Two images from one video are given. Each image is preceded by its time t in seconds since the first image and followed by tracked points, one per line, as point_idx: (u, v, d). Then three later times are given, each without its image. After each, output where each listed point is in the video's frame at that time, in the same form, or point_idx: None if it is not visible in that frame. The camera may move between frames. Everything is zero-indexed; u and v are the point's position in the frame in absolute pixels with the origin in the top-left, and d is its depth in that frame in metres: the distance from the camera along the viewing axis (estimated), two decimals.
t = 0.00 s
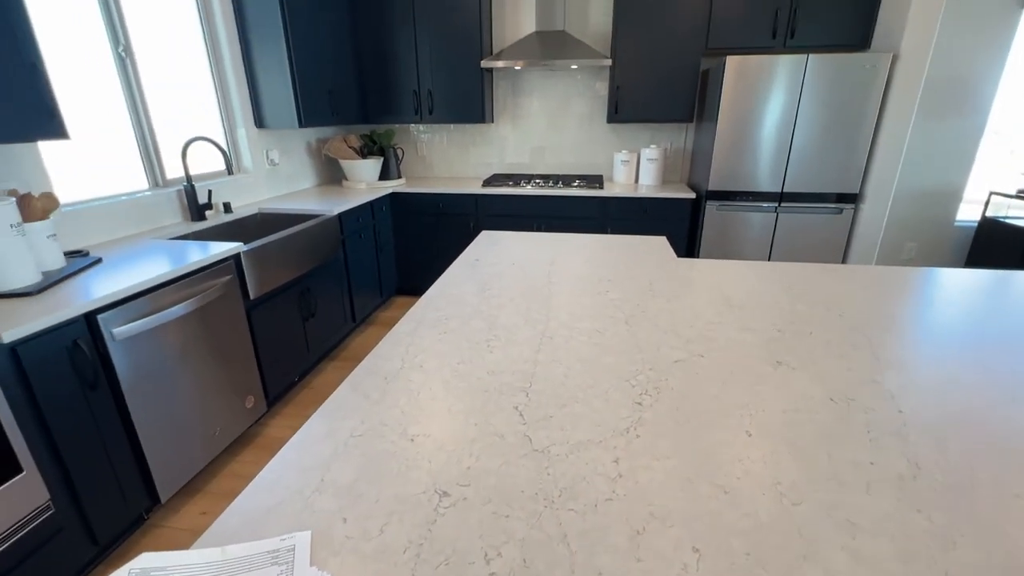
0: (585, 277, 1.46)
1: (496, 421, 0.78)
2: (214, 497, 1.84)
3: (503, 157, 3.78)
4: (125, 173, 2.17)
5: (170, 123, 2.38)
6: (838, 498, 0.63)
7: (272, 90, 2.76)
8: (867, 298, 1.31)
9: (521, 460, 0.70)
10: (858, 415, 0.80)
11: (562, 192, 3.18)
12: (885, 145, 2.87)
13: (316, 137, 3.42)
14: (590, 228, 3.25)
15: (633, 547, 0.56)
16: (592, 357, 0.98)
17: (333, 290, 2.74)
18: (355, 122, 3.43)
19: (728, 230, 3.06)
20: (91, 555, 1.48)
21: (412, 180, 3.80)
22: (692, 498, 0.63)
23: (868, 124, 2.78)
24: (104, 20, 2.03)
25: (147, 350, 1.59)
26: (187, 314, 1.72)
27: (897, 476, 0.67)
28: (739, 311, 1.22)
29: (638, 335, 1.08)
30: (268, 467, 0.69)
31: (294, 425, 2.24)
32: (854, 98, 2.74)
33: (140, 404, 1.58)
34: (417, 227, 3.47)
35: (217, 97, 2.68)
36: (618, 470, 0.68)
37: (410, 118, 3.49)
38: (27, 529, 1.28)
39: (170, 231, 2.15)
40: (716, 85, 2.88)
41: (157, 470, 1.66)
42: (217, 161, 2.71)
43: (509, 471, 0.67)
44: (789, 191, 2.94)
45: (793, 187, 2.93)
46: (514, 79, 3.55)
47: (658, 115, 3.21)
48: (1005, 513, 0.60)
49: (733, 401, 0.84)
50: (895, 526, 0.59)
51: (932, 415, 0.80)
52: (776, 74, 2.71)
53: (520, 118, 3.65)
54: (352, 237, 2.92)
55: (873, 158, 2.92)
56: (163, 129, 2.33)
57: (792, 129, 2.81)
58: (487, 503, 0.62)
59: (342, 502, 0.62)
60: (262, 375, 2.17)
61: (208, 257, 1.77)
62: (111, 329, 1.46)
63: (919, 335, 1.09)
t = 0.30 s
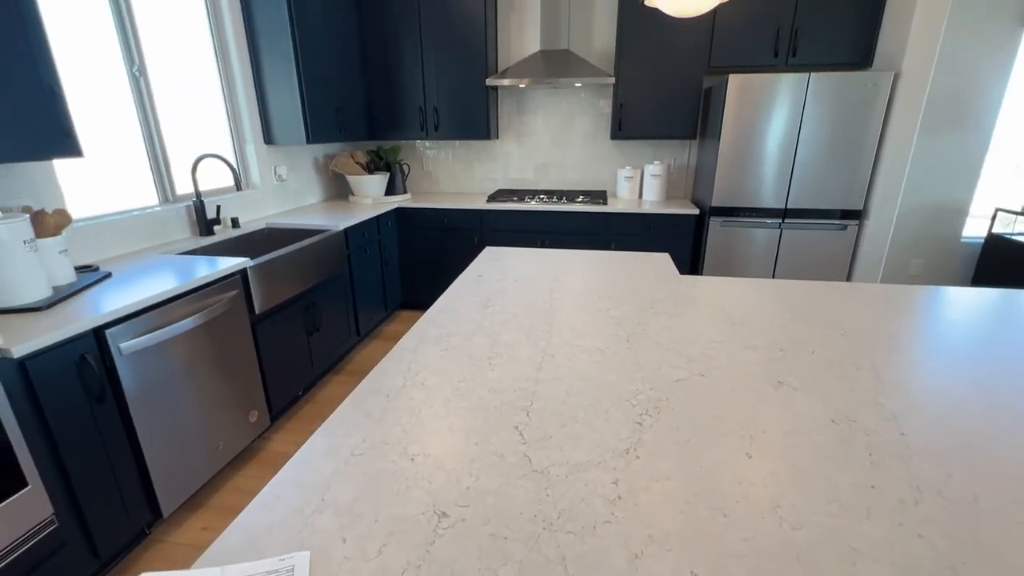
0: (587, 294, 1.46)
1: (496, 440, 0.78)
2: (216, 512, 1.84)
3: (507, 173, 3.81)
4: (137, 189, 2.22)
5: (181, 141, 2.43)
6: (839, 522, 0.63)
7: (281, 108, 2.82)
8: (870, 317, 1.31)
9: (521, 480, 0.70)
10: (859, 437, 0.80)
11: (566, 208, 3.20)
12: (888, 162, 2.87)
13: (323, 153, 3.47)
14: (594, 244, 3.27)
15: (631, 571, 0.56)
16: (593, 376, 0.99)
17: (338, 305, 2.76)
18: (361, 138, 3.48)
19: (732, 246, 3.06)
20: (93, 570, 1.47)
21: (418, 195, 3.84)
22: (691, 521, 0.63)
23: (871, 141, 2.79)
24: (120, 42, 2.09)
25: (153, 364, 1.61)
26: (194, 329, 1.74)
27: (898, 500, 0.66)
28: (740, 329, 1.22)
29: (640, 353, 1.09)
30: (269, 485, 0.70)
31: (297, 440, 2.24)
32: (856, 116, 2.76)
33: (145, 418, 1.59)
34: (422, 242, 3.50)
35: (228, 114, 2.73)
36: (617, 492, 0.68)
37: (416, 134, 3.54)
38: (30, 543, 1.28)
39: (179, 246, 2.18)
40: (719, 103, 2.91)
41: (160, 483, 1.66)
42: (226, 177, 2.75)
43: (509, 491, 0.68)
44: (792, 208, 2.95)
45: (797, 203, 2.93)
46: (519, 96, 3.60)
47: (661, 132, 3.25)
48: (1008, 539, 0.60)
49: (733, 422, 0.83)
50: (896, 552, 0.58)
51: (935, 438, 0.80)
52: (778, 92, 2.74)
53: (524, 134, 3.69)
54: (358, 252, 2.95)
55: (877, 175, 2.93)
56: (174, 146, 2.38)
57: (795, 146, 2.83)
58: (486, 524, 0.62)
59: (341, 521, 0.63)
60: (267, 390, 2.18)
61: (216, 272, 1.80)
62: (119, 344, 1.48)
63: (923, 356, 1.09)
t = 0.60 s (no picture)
0: (592, 306, 1.47)
1: (500, 452, 0.79)
2: (219, 523, 1.84)
3: (513, 186, 3.85)
4: (148, 201, 2.26)
5: (192, 154, 2.47)
6: (844, 536, 0.62)
7: (291, 122, 2.87)
8: (876, 330, 1.31)
9: (525, 492, 0.70)
10: (865, 451, 0.79)
11: (571, 221, 3.22)
12: (893, 176, 2.87)
13: (331, 166, 3.52)
14: (599, 256, 3.28)
15: None
16: (597, 388, 0.99)
17: (344, 316, 2.77)
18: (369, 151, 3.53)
19: (737, 259, 3.06)
20: None
21: (424, 207, 3.87)
22: (695, 534, 0.62)
23: (876, 155, 2.79)
24: (135, 58, 2.15)
25: (160, 373, 1.62)
26: (201, 339, 1.75)
27: (904, 514, 0.66)
28: (745, 342, 1.22)
29: (644, 365, 1.09)
30: (275, 494, 0.70)
31: (301, 451, 2.24)
32: (860, 130, 2.77)
33: (152, 428, 1.60)
34: (428, 254, 3.52)
35: (239, 128, 2.79)
36: (620, 504, 0.68)
37: (423, 147, 3.58)
38: (35, 552, 1.28)
39: (189, 257, 2.21)
40: (723, 117, 2.93)
41: (165, 493, 1.67)
42: (236, 190, 2.80)
43: (512, 502, 0.68)
44: (797, 221, 2.95)
45: (802, 216, 2.93)
46: (524, 110, 3.64)
47: (666, 146, 3.27)
48: (1016, 555, 0.59)
49: (737, 435, 0.83)
50: (904, 568, 0.58)
51: (943, 452, 0.79)
52: (782, 106, 2.76)
53: (530, 148, 3.73)
54: (364, 263, 2.97)
55: (882, 189, 2.93)
56: (186, 159, 2.42)
57: (800, 160, 2.84)
58: (490, 535, 0.62)
59: (345, 531, 0.63)
60: (272, 400, 2.19)
61: (223, 283, 1.82)
62: (128, 353, 1.49)
63: (931, 369, 1.08)
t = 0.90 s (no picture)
0: (596, 318, 1.46)
1: (504, 465, 0.78)
2: (223, 534, 1.83)
3: (518, 197, 3.87)
4: (158, 212, 2.29)
5: (202, 166, 2.51)
6: (854, 555, 0.61)
7: (299, 134, 2.90)
8: (884, 344, 1.29)
9: (529, 505, 0.69)
10: (875, 467, 0.78)
11: (576, 232, 3.23)
12: (900, 188, 2.87)
13: (338, 178, 3.56)
14: (604, 268, 3.28)
15: None
16: (602, 401, 0.98)
17: (349, 326, 2.78)
18: (375, 163, 3.56)
19: (744, 271, 3.05)
20: None
21: (430, 218, 3.90)
22: (701, 550, 0.61)
23: (882, 167, 2.79)
24: (148, 73, 2.19)
25: (166, 383, 1.63)
26: (207, 349, 1.76)
27: (915, 532, 0.64)
28: (751, 355, 1.21)
29: (648, 378, 1.08)
30: (277, 506, 0.70)
31: (305, 461, 2.24)
32: (866, 142, 2.76)
33: (158, 438, 1.61)
34: (433, 265, 3.53)
35: (248, 141, 2.83)
36: (625, 518, 0.67)
37: (429, 159, 3.62)
38: (37, 563, 1.27)
39: (196, 267, 2.23)
40: (727, 130, 2.94)
41: (168, 503, 1.66)
42: (244, 201, 2.82)
43: (516, 517, 0.67)
44: (803, 233, 2.94)
45: (808, 228, 2.93)
46: (530, 123, 3.67)
47: (671, 158, 3.28)
48: None
49: (743, 449, 0.82)
50: None
51: (954, 468, 0.78)
52: (786, 119, 2.77)
53: (535, 160, 3.75)
54: (369, 274, 2.99)
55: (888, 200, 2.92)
56: (195, 171, 2.45)
57: (805, 172, 2.83)
58: (493, 550, 0.62)
59: (348, 544, 0.63)
60: (276, 410, 2.19)
61: (230, 294, 1.83)
62: (135, 363, 1.50)
63: (940, 384, 1.07)
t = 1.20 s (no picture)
0: (603, 328, 1.46)
1: (511, 476, 0.78)
2: (228, 543, 1.83)
3: (525, 207, 3.88)
4: (169, 221, 2.32)
5: (213, 176, 2.54)
6: (865, 572, 0.60)
7: (308, 145, 2.94)
8: (895, 356, 1.28)
9: (535, 517, 0.69)
10: (886, 481, 0.77)
11: (583, 242, 3.23)
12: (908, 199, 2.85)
13: (346, 188, 3.59)
14: (610, 278, 3.28)
15: None
16: (609, 412, 0.98)
17: (356, 335, 2.79)
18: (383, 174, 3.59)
19: (751, 282, 3.04)
20: None
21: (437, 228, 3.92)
22: (710, 565, 0.61)
23: (890, 178, 2.78)
24: (162, 85, 2.24)
25: (175, 391, 1.64)
26: (215, 357, 1.77)
27: (928, 549, 0.63)
28: (759, 366, 1.20)
29: (656, 390, 1.08)
30: (284, 516, 0.70)
31: (311, 471, 2.24)
32: (874, 153, 2.76)
33: (166, 446, 1.62)
34: (439, 274, 3.55)
35: (259, 152, 2.86)
36: (633, 532, 0.66)
37: (436, 170, 3.65)
38: (44, 570, 1.29)
39: (206, 276, 2.25)
40: (734, 141, 2.95)
41: (174, 512, 1.66)
42: (254, 211, 2.86)
43: (523, 529, 0.67)
44: (811, 244, 2.93)
45: (816, 239, 2.91)
46: (537, 134, 3.70)
47: (677, 169, 3.29)
48: None
49: (752, 462, 0.82)
50: None
51: (967, 484, 0.77)
52: (793, 130, 2.77)
53: (541, 170, 3.77)
54: (376, 283, 3.00)
55: (896, 211, 2.90)
56: (206, 181, 2.49)
57: (813, 183, 2.83)
58: (499, 563, 0.61)
59: (354, 554, 0.63)
60: (282, 420, 2.19)
61: (239, 302, 1.85)
62: (144, 371, 1.52)
63: (953, 398, 1.05)
